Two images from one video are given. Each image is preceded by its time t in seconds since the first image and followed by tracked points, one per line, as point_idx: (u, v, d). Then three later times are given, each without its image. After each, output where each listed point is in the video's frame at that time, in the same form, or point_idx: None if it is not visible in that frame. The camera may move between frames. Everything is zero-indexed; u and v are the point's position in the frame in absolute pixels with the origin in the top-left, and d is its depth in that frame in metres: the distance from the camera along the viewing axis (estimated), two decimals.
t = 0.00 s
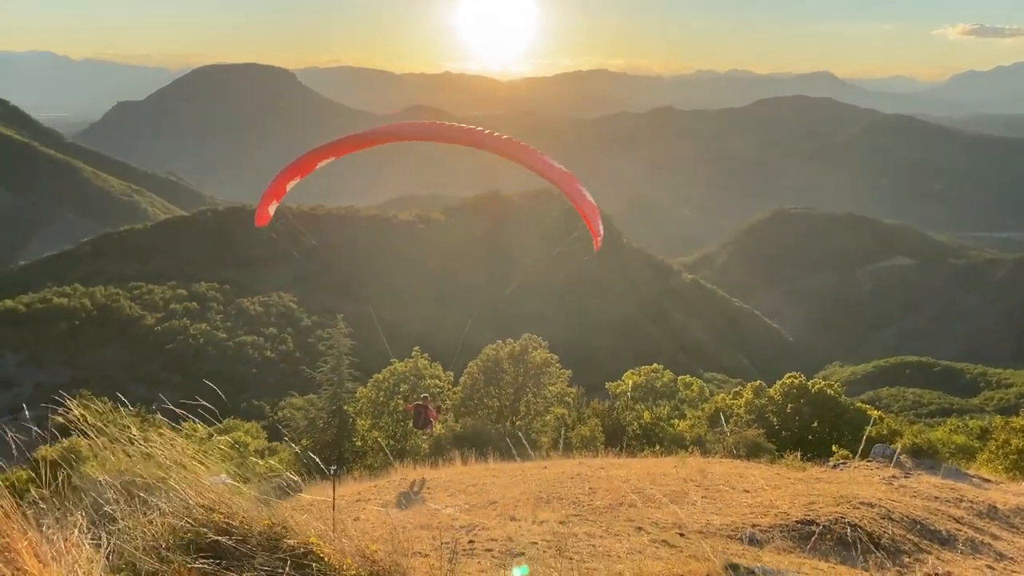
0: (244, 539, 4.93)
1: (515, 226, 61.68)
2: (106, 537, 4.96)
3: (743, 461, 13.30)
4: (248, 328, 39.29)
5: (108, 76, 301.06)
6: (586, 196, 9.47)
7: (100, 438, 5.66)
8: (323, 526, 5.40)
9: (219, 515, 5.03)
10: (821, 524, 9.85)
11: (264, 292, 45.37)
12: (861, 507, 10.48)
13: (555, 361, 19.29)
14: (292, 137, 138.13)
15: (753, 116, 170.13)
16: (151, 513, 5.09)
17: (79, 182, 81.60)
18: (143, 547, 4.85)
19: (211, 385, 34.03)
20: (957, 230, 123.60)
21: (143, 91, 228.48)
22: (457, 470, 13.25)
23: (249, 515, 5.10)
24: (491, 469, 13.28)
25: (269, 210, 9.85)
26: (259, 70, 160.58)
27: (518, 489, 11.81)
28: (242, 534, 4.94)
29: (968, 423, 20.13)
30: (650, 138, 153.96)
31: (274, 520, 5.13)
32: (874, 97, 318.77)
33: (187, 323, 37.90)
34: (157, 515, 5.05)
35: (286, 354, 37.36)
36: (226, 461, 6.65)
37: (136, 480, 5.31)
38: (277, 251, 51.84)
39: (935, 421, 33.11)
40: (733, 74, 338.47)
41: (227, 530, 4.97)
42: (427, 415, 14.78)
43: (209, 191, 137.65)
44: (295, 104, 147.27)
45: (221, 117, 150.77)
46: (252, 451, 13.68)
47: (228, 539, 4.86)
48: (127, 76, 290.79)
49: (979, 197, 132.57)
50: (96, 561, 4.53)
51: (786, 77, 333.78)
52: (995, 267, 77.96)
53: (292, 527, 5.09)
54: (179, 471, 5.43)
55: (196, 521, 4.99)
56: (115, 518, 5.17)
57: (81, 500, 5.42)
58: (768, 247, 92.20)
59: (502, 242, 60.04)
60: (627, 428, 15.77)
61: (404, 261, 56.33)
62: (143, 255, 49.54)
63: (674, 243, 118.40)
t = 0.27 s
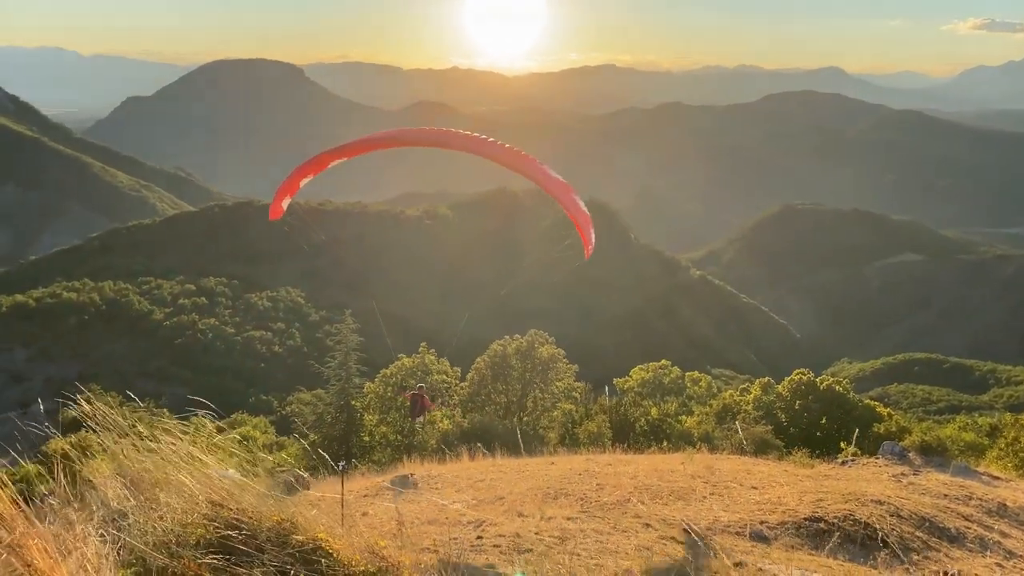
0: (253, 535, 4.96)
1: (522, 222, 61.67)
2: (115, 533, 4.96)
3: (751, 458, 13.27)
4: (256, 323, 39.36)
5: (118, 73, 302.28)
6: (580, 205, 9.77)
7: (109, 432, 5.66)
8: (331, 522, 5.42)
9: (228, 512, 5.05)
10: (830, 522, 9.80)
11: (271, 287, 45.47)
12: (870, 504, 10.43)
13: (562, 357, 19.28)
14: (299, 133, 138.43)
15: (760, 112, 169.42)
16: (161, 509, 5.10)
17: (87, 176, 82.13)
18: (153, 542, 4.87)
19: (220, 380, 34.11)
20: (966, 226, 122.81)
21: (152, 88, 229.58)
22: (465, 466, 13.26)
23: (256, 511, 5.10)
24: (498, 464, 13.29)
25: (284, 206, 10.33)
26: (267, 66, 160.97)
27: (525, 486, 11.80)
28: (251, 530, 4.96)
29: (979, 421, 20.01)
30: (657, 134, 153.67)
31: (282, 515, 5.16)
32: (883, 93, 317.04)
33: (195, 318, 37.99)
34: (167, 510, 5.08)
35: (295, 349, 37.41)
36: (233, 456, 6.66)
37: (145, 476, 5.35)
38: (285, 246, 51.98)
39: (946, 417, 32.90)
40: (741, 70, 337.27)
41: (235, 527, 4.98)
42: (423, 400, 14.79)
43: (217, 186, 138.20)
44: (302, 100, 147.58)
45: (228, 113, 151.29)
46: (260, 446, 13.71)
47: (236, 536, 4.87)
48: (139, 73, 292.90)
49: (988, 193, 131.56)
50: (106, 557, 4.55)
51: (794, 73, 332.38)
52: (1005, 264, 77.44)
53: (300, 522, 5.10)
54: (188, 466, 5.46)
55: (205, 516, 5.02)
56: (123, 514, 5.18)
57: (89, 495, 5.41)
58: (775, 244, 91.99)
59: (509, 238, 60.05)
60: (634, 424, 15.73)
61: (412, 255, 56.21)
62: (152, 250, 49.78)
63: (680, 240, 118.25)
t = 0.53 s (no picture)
0: (262, 531, 4.99)
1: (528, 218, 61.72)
2: (125, 528, 4.93)
3: (757, 454, 13.27)
4: (264, 319, 39.50)
5: (130, 70, 304.19)
6: (574, 213, 9.77)
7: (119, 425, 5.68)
8: (340, 518, 5.44)
9: (238, 508, 5.08)
10: (837, 518, 9.79)
11: (279, 283, 45.64)
12: (877, 502, 10.40)
13: (569, 353, 19.31)
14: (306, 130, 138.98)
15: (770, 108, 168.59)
16: (170, 504, 5.11)
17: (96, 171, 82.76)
18: (161, 538, 4.81)
19: (227, 376, 34.23)
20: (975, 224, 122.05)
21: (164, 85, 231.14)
22: (470, 461, 13.28)
23: (267, 507, 5.15)
24: (504, 460, 13.31)
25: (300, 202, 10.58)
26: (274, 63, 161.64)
27: (532, 481, 11.83)
28: (260, 526, 4.99)
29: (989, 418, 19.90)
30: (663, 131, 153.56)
31: (291, 512, 5.19)
32: (894, 89, 315.09)
33: (203, 313, 38.14)
34: (177, 504, 5.10)
35: (302, 345, 37.52)
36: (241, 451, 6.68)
37: (158, 471, 5.38)
38: (293, 243, 52.22)
39: (953, 415, 32.87)
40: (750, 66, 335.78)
41: (244, 524, 5.00)
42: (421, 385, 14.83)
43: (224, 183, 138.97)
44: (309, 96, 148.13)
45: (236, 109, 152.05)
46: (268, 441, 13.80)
47: (244, 531, 4.90)
48: (150, 72, 295.29)
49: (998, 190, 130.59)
50: (115, 553, 4.52)
51: (805, 69, 330.64)
52: (1015, 261, 76.93)
53: (309, 519, 5.13)
54: (197, 461, 5.49)
55: (214, 511, 5.05)
56: (133, 509, 5.17)
57: (100, 487, 5.43)
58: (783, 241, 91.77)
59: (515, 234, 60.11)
60: (641, 420, 15.75)
61: (421, 249, 56.24)
62: (161, 245, 50.11)
63: (686, 237, 118.21)
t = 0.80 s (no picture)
0: (270, 527, 5.01)
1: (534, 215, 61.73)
2: (134, 521, 4.91)
3: (763, 451, 13.26)
4: (271, 315, 39.61)
5: (137, 66, 304.76)
6: (572, 221, 9.76)
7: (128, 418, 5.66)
8: (346, 514, 5.45)
9: (248, 505, 5.11)
10: (842, 516, 9.77)
11: (286, 279, 45.75)
12: (884, 499, 10.38)
13: (575, 350, 19.32)
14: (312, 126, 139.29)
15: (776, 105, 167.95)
16: (177, 500, 5.10)
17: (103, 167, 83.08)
18: (169, 534, 4.77)
19: (234, 372, 34.32)
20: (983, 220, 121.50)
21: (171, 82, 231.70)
22: (476, 458, 13.30)
23: (275, 503, 5.17)
24: (509, 457, 13.34)
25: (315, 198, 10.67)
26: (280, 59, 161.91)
27: (538, 478, 11.84)
28: (268, 521, 5.02)
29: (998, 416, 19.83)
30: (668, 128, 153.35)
31: (299, 508, 5.22)
32: (902, 86, 313.58)
33: (210, 310, 38.24)
34: (185, 500, 5.10)
35: (308, 341, 37.60)
36: (248, 447, 6.68)
37: (166, 467, 5.40)
38: (300, 239, 52.38)
39: (961, 412, 32.84)
40: (757, 62, 334.53)
41: (252, 519, 5.03)
42: (423, 376, 14.83)
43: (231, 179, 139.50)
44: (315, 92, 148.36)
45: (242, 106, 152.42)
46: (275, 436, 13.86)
47: (252, 528, 4.91)
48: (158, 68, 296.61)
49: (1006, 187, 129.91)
50: (124, 546, 4.50)
51: (812, 65, 329.31)
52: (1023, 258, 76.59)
53: (318, 515, 5.16)
54: (203, 457, 5.49)
55: (222, 508, 5.06)
56: (141, 503, 5.15)
57: (108, 482, 5.43)
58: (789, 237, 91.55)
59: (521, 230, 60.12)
60: (647, 417, 15.74)
61: (427, 246, 56.29)
62: (168, 241, 50.32)
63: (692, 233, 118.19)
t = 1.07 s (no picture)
0: (277, 523, 5.03)
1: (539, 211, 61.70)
2: (141, 518, 4.92)
3: (768, 450, 13.25)
4: (277, 312, 39.74)
5: (144, 62, 305.39)
6: (570, 226, 9.79)
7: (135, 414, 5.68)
8: (353, 510, 5.46)
9: (255, 501, 5.13)
10: (849, 514, 9.72)
11: (292, 276, 45.83)
12: (890, 498, 10.35)
13: (581, 348, 19.32)
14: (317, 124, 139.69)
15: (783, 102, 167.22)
16: (186, 496, 5.11)
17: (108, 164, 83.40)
18: (177, 530, 4.78)
19: (240, 369, 34.35)
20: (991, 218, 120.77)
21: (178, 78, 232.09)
22: (482, 455, 13.30)
23: (282, 500, 5.19)
24: (515, 454, 13.34)
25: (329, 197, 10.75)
26: (285, 57, 162.31)
27: (543, 475, 11.86)
28: (275, 518, 5.04)
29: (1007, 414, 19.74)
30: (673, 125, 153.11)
31: (306, 505, 5.24)
32: (911, 82, 311.97)
33: (217, 307, 38.35)
34: (194, 497, 5.10)
35: (314, 338, 37.62)
36: (255, 443, 6.71)
37: (173, 464, 5.42)
38: (306, 236, 52.56)
39: (970, 410, 32.68)
40: (764, 59, 333.20)
41: (259, 517, 5.03)
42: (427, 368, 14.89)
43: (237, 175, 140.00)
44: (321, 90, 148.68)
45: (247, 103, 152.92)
46: (281, 432, 13.89)
47: (259, 524, 4.94)
48: (163, 65, 297.44)
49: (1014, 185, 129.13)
50: (132, 543, 4.51)
51: (820, 62, 327.67)
52: None
53: (325, 512, 5.18)
54: (212, 455, 5.50)
55: (230, 503, 5.08)
56: (149, 500, 5.17)
57: (116, 478, 5.46)
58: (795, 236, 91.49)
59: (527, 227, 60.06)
60: (652, 415, 15.74)
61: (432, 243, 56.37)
62: (175, 239, 50.53)
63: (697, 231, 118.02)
